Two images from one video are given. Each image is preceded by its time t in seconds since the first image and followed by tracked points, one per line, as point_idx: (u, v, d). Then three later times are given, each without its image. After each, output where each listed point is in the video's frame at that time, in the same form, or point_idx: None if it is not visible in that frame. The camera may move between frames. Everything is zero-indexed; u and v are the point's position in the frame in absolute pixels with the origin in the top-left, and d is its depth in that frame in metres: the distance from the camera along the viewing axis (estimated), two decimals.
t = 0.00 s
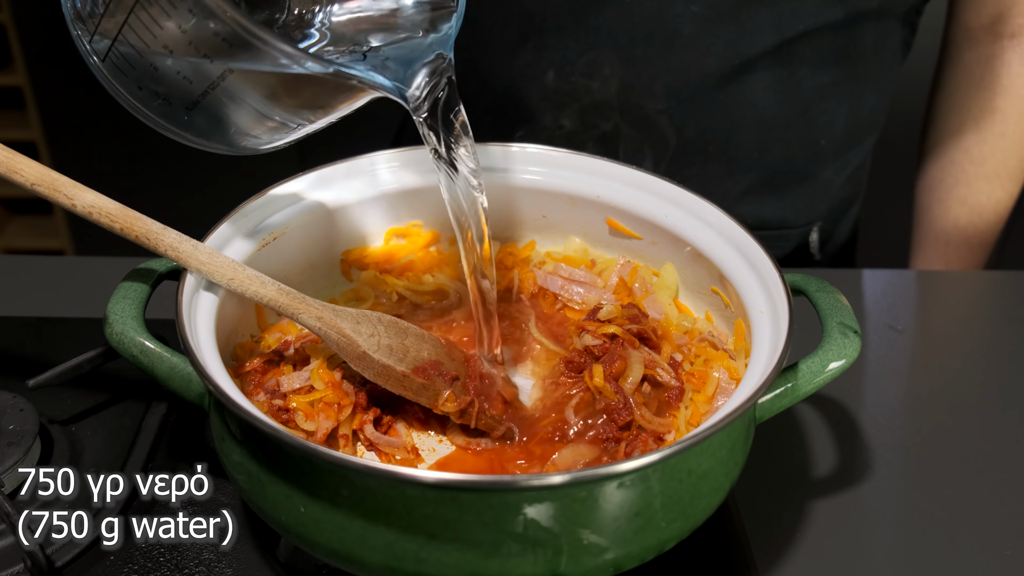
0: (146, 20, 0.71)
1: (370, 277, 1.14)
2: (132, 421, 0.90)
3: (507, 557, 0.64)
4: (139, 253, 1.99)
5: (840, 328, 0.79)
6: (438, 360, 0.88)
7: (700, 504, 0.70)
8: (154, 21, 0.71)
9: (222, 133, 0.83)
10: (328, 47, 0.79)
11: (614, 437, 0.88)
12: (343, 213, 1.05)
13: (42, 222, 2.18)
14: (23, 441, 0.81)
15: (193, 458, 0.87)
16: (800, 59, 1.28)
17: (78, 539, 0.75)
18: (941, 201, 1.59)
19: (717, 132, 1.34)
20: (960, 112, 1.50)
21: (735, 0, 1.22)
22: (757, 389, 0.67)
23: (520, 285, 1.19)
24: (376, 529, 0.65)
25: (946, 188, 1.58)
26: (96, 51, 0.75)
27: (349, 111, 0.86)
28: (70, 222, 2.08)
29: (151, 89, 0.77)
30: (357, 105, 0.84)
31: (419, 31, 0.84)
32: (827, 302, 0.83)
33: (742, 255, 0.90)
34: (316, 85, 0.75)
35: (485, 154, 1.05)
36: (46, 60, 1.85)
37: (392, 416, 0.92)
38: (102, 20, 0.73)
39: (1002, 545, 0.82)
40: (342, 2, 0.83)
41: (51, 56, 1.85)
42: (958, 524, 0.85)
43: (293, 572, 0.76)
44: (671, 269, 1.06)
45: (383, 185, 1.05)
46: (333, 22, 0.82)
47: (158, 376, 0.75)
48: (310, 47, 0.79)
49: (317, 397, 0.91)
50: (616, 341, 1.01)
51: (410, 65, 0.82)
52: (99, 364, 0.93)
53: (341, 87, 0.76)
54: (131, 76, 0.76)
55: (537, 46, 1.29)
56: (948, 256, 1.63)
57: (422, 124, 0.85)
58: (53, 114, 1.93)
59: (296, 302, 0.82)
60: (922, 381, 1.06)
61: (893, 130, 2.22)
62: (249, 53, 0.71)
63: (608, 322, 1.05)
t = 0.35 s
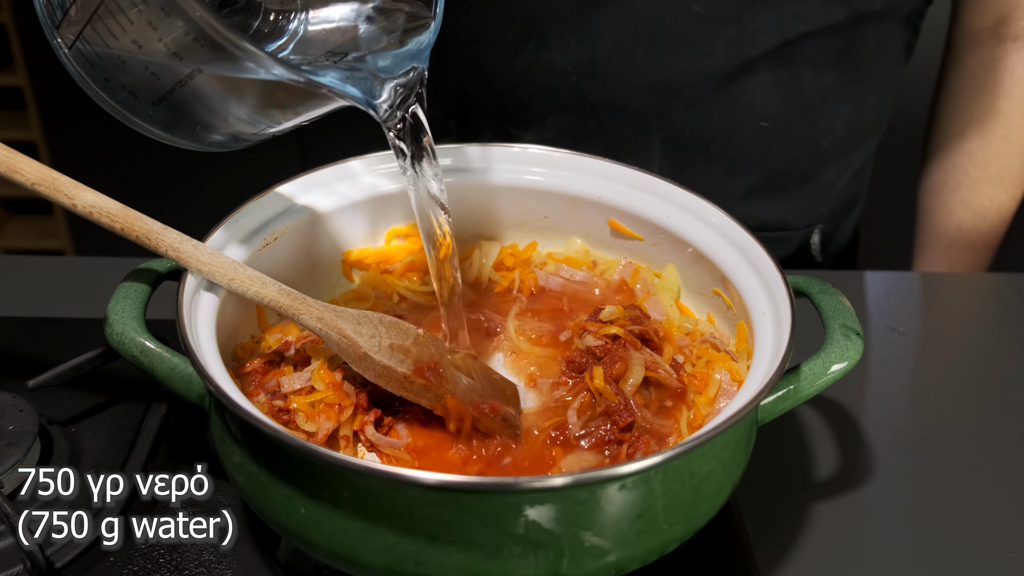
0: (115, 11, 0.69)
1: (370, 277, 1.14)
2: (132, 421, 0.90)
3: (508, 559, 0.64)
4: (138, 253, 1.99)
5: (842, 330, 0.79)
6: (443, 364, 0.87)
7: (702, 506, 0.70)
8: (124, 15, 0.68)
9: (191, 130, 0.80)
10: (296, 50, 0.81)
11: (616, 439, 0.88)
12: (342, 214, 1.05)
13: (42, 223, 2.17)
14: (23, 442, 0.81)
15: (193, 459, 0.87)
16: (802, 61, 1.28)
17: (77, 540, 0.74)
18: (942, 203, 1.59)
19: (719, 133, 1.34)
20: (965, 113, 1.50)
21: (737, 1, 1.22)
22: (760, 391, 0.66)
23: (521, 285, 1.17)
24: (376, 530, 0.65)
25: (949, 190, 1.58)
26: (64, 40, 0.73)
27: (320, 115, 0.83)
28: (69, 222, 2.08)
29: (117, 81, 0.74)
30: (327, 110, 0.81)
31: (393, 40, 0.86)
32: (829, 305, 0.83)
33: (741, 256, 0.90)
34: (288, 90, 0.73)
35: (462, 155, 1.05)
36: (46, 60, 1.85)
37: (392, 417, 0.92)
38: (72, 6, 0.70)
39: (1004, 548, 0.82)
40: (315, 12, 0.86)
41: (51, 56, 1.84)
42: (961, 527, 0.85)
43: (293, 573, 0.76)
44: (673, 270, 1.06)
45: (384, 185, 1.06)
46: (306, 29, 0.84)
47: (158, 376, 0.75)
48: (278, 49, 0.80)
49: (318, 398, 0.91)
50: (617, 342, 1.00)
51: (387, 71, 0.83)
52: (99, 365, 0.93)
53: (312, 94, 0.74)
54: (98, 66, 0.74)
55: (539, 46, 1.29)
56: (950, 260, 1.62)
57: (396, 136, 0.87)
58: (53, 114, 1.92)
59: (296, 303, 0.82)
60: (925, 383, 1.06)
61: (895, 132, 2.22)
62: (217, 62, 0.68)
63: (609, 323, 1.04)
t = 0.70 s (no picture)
0: (171, 17, 0.68)
1: (370, 277, 1.14)
2: (131, 420, 0.90)
3: (508, 559, 0.64)
4: (138, 253, 1.99)
5: (842, 330, 0.79)
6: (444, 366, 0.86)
7: (702, 506, 0.70)
8: (179, 23, 0.68)
9: (236, 129, 0.80)
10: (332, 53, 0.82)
11: (615, 439, 0.88)
12: (343, 213, 1.05)
13: (41, 222, 2.17)
14: (22, 442, 0.81)
15: (192, 458, 0.87)
16: (801, 59, 1.28)
17: (77, 540, 0.74)
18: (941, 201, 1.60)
19: (718, 132, 1.34)
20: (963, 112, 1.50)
21: None
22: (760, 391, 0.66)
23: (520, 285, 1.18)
24: (376, 530, 0.65)
25: (947, 188, 1.58)
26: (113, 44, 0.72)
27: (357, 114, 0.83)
28: (68, 221, 2.08)
29: (168, 84, 0.74)
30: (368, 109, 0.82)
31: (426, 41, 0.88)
32: (828, 305, 0.83)
33: (741, 256, 0.90)
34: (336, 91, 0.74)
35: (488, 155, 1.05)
36: (44, 59, 1.84)
37: (392, 416, 0.92)
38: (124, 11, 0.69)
39: (1002, 547, 0.82)
40: (343, 14, 0.86)
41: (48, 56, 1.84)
42: (959, 526, 0.85)
43: (292, 572, 0.76)
44: (673, 270, 1.06)
45: (384, 184, 1.06)
46: (337, 35, 0.85)
47: (157, 376, 0.75)
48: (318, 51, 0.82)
49: (317, 397, 0.91)
50: (616, 342, 1.00)
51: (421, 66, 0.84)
52: (98, 364, 0.93)
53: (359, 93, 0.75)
54: (147, 70, 0.73)
55: (538, 44, 1.29)
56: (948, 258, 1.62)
57: (431, 130, 0.89)
58: (51, 113, 1.92)
59: (297, 303, 0.82)
60: (924, 382, 1.06)
61: (893, 131, 2.22)
62: (273, 68, 0.69)
63: (609, 323, 1.04)
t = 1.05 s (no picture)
0: (270, 47, 0.70)
1: (370, 277, 1.15)
2: (130, 420, 0.90)
3: (508, 559, 0.64)
4: (138, 253, 1.99)
5: (842, 331, 0.79)
6: (477, 378, 0.87)
7: (701, 507, 0.70)
8: (281, 48, 0.69)
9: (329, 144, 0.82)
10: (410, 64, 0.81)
11: (615, 439, 0.88)
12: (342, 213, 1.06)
13: (41, 221, 2.17)
14: (21, 441, 0.81)
15: (192, 457, 0.87)
16: (804, 60, 1.28)
17: (76, 540, 0.74)
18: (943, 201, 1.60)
19: (720, 132, 1.34)
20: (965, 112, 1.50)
21: (741, 0, 1.22)
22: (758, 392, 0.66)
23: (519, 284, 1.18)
24: (375, 530, 0.65)
25: (949, 188, 1.58)
26: (213, 75, 0.75)
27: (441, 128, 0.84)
28: (68, 221, 2.08)
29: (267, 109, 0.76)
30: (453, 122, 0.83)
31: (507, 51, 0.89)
32: (828, 305, 0.83)
33: (741, 256, 0.90)
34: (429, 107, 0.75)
35: (552, 160, 1.04)
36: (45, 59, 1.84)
37: (393, 416, 0.92)
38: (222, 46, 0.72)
39: (1001, 548, 0.82)
40: (412, 33, 0.83)
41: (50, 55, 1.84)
42: (959, 526, 0.85)
43: (292, 572, 0.76)
44: (673, 270, 1.07)
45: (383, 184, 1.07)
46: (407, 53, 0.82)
47: (158, 375, 0.75)
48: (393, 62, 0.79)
49: (317, 397, 0.90)
50: (616, 342, 1.00)
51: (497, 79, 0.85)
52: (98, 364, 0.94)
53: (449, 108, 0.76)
54: (247, 97, 0.76)
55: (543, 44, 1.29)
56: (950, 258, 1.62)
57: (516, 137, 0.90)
58: (52, 112, 1.92)
59: (332, 311, 0.83)
60: (925, 383, 1.06)
61: (894, 131, 2.22)
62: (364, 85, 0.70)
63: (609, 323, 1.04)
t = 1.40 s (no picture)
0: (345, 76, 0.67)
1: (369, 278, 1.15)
2: (129, 421, 0.90)
3: (505, 558, 0.64)
4: (139, 253, 1.99)
5: (840, 330, 0.79)
6: (475, 377, 0.87)
7: (699, 506, 0.70)
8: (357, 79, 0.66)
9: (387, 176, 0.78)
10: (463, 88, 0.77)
11: (613, 438, 0.88)
12: (340, 213, 1.06)
13: (41, 221, 2.17)
14: (21, 441, 0.81)
15: (192, 458, 0.87)
16: (811, 59, 1.28)
17: (75, 540, 0.74)
18: (946, 198, 1.60)
19: (724, 130, 1.34)
20: (968, 109, 1.51)
21: None
22: (755, 392, 0.66)
23: (517, 284, 1.18)
24: (373, 530, 0.65)
25: (951, 185, 1.58)
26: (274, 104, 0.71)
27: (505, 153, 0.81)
28: (68, 220, 2.08)
29: (334, 142, 0.73)
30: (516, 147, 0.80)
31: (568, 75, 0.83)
32: (826, 304, 0.83)
33: (739, 256, 0.90)
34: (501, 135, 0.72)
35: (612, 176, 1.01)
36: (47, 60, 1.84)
37: (389, 416, 0.92)
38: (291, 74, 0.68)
39: (1001, 548, 0.82)
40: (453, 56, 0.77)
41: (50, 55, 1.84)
42: (961, 526, 0.85)
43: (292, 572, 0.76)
44: (671, 270, 1.07)
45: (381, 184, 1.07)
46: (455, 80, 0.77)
47: (156, 376, 0.75)
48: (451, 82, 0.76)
49: (315, 397, 0.90)
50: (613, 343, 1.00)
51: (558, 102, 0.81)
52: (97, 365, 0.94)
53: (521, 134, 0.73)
54: (309, 129, 0.72)
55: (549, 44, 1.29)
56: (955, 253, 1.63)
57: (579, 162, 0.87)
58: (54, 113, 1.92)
59: (332, 312, 0.83)
60: (924, 379, 1.07)
61: (897, 130, 2.23)
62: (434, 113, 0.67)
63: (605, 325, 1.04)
